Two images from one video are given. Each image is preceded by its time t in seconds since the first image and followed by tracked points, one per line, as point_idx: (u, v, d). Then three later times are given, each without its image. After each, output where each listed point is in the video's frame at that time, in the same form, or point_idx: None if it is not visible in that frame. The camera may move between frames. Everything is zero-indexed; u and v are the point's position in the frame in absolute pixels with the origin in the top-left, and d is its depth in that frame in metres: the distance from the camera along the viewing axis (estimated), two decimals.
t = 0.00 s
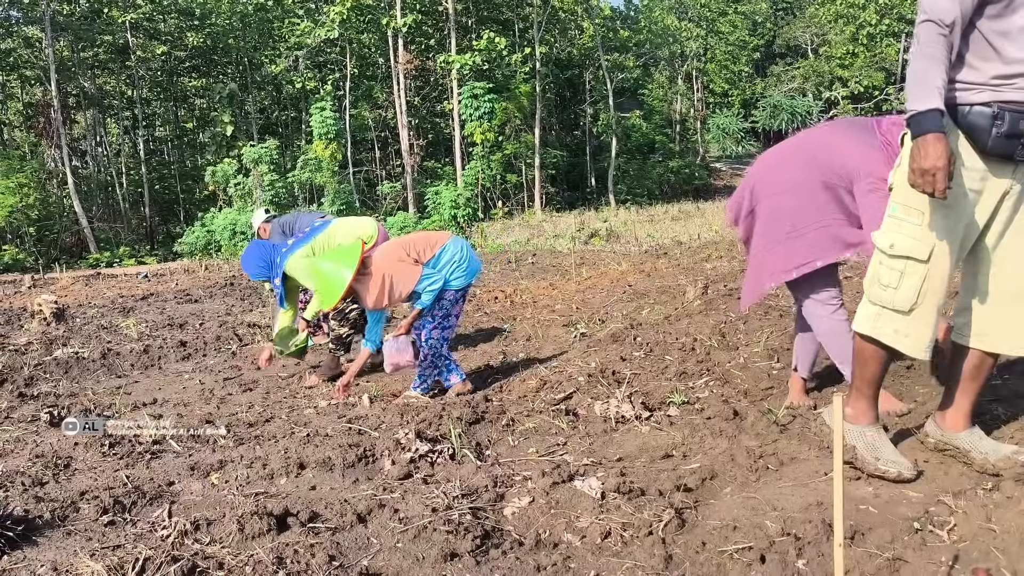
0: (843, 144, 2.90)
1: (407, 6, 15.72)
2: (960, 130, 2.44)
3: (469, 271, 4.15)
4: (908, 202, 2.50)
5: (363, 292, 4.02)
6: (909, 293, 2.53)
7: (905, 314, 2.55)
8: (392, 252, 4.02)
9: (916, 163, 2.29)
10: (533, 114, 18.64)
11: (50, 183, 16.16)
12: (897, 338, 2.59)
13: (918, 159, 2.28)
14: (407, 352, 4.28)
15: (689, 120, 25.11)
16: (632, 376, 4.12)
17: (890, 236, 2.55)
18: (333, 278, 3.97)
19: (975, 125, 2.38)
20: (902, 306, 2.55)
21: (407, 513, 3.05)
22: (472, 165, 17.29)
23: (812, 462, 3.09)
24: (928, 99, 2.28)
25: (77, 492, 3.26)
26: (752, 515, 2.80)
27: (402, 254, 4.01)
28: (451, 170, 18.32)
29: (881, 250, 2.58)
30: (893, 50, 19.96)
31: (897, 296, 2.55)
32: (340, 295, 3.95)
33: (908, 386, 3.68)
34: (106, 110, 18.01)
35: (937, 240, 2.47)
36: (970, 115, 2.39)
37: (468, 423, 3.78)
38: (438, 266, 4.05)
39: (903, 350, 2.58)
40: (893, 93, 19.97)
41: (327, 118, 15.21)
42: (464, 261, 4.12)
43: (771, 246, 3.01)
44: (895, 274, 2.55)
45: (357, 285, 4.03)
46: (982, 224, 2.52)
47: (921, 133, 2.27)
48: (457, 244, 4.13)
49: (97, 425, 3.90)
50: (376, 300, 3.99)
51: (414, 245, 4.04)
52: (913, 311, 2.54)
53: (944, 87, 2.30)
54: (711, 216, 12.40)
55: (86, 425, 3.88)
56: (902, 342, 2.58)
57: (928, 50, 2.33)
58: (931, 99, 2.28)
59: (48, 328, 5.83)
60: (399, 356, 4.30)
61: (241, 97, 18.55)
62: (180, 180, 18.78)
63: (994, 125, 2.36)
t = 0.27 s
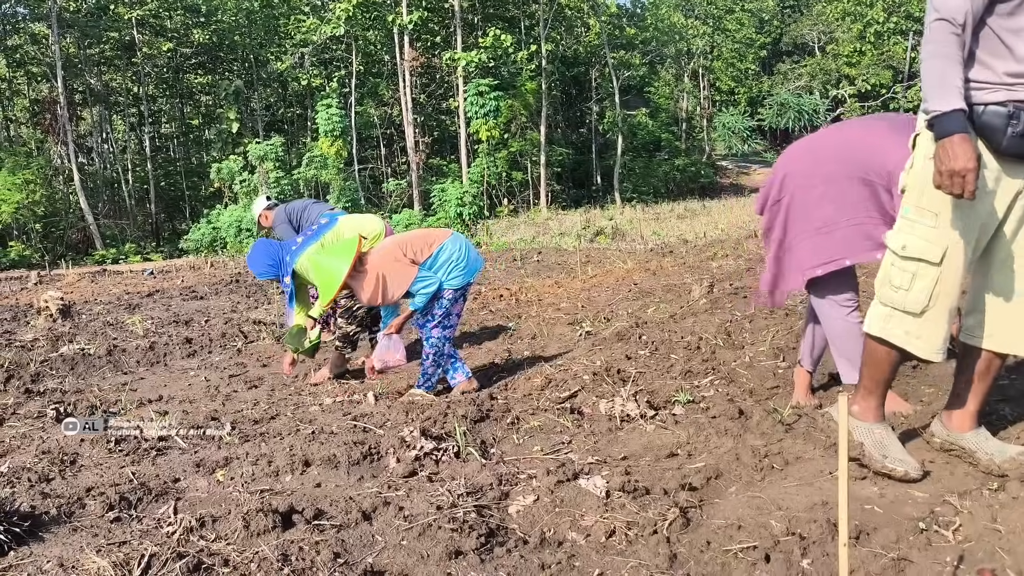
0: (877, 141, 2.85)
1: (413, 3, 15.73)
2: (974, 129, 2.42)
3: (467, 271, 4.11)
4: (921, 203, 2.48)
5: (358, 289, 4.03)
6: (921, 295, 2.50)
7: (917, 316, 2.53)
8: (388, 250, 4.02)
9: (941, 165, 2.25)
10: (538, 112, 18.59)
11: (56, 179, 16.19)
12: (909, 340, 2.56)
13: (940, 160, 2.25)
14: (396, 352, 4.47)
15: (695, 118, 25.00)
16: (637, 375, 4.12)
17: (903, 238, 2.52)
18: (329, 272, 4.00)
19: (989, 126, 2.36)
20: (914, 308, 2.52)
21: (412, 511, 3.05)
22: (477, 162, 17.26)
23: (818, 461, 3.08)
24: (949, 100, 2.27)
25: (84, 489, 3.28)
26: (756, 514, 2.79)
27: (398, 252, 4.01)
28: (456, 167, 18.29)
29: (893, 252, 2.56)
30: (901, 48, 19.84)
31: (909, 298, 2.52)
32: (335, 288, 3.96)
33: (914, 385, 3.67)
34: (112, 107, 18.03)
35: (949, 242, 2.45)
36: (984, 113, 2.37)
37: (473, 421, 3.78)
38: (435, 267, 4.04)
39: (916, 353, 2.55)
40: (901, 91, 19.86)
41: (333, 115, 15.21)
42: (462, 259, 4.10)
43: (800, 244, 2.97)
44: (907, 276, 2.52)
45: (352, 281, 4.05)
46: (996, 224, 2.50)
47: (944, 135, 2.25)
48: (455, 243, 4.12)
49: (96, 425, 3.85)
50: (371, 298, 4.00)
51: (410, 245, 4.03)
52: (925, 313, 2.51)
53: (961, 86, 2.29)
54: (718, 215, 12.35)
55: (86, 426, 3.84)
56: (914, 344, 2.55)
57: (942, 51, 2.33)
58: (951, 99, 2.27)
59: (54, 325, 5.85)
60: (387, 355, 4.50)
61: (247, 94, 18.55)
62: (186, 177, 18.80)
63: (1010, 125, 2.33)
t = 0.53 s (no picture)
0: (912, 140, 2.86)
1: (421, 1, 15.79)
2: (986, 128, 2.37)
3: (475, 274, 4.11)
4: (943, 203, 2.38)
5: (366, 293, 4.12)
6: (953, 301, 2.35)
7: (950, 322, 2.36)
8: (396, 255, 4.07)
9: (944, 161, 2.20)
10: (546, 111, 18.60)
11: (66, 176, 16.26)
12: (942, 349, 2.38)
13: (945, 156, 2.20)
14: (403, 356, 4.49)
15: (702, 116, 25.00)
16: (645, 373, 4.12)
17: (926, 241, 2.40)
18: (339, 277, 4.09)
19: (1004, 123, 2.32)
20: (946, 315, 2.36)
21: (421, 508, 3.06)
22: (485, 160, 17.28)
23: (826, 461, 3.08)
24: (955, 92, 2.21)
25: (94, 484, 3.30)
26: (765, 513, 2.80)
27: (405, 257, 4.05)
28: (464, 166, 18.32)
29: (918, 257, 2.42)
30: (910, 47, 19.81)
31: (940, 303, 2.37)
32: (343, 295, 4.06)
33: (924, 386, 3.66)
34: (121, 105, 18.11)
35: (976, 243, 2.34)
36: (995, 109, 2.33)
37: (481, 419, 3.79)
38: (441, 270, 4.06)
39: (951, 361, 2.38)
40: (910, 90, 19.82)
41: (342, 113, 15.24)
42: (470, 262, 4.10)
43: (830, 240, 2.97)
44: (936, 281, 2.38)
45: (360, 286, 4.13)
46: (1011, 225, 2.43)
47: (950, 130, 2.20)
48: (463, 245, 4.11)
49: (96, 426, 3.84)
50: (381, 303, 4.11)
51: (418, 250, 4.05)
52: (958, 319, 2.36)
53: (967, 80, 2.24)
54: (726, 213, 12.34)
55: (87, 425, 3.83)
56: (947, 352, 2.38)
57: (948, 44, 2.29)
58: (957, 91, 2.21)
59: (63, 321, 5.87)
60: (394, 360, 4.51)
61: (256, 92, 18.61)
62: (194, 174, 18.87)
63: None
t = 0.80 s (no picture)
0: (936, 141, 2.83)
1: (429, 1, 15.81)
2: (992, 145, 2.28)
3: (484, 276, 4.13)
4: (950, 221, 2.32)
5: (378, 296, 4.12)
6: (966, 322, 2.33)
7: (964, 344, 2.34)
8: (407, 259, 4.06)
9: (952, 190, 2.14)
10: (554, 111, 18.59)
11: (74, 175, 16.30)
12: (958, 373, 2.36)
13: (954, 184, 2.13)
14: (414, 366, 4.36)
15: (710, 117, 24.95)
16: (652, 374, 4.11)
17: (934, 261, 2.36)
18: (352, 276, 4.10)
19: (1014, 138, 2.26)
20: (960, 337, 2.34)
21: (427, 508, 3.06)
22: (492, 160, 17.28)
23: (834, 463, 3.07)
24: (964, 119, 2.13)
25: (102, 482, 3.31)
26: (772, 514, 2.79)
27: (415, 260, 4.05)
28: (471, 166, 18.32)
29: (928, 279, 2.38)
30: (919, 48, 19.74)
31: (954, 325, 2.34)
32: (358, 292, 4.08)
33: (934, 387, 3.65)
34: (130, 104, 18.16)
35: (986, 261, 2.30)
36: (1005, 126, 2.27)
37: (488, 419, 3.78)
38: (451, 273, 4.07)
39: (965, 384, 2.36)
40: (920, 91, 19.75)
41: (349, 113, 15.27)
42: (478, 264, 4.11)
43: (851, 237, 2.90)
44: (949, 301, 2.34)
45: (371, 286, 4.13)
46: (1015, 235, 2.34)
47: (958, 156, 2.12)
48: (472, 246, 4.13)
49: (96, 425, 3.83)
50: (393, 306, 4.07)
51: (429, 253, 4.06)
52: (972, 340, 2.34)
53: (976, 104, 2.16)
54: (734, 215, 12.30)
55: (86, 425, 3.82)
56: (962, 376, 2.36)
57: (957, 65, 2.18)
58: (965, 118, 2.14)
59: (72, 320, 5.88)
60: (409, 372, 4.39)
61: (263, 92, 18.64)
62: (202, 174, 18.92)
63: None
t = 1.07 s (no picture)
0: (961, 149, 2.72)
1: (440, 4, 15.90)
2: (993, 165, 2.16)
3: (491, 278, 4.09)
4: (946, 246, 2.22)
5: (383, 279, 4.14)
6: (964, 349, 2.23)
7: (962, 371, 2.26)
8: (413, 247, 4.04)
9: (978, 218, 2.03)
10: (564, 113, 18.63)
11: (87, 175, 16.40)
12: (955, 401, 2.29)
13: (982, 212, 2.02)
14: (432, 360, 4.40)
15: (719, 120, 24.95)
16: (661, 378, 4.11)
17: (929, 288, 2.25)
18: (359, 254, 4.15)
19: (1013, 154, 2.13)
20: (957, 364, 2.25)
21: (437, 510, 3.07)
22: (503, 162, 17.32)
23: (844, 467, 3.08)
24: (976, 141, 2.01)
25: (113, 481, 3.33)
26: (783, 519, 2.79)
27: (422, 249, 4.03)
28: (481, 168, 18.36)
29: (922, 305, 2.28)
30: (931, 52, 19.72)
31: (950, 353, 2.25)
32: (363, 271, 4.15)
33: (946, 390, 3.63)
34: (142, 105, 18.27)
35: (984, 285, 2.19)
36: (1005, 144, 2.14)
37: (498, 421, 3.79)
38: (458, 271, 4.05)
39: (964, 411, 2.29)
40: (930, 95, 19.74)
41: (360, 115, 15.33)
42: (486, 266, 4.07)
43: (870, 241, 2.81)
44: (944, 330, 2.24)
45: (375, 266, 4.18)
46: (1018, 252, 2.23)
47: (980, 181, 2.01)
48: (482, 247, 4.09)
49: (99, 424, 3.85)
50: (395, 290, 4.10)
51: (437, 246, 4.04)
52: (969, 367, 2.25)
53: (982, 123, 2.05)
54: (744, 218, 12.32)
55: (86, 425, 3.83)
56: (961, 404, 2.28)
57: (957, 86, 2.07)
58: (976, 139, 2.02)
59: (83, 320, 5.92)
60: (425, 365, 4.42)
61: (274, 93, 18.73)
62: (214, 175, 19.04)
63: None
